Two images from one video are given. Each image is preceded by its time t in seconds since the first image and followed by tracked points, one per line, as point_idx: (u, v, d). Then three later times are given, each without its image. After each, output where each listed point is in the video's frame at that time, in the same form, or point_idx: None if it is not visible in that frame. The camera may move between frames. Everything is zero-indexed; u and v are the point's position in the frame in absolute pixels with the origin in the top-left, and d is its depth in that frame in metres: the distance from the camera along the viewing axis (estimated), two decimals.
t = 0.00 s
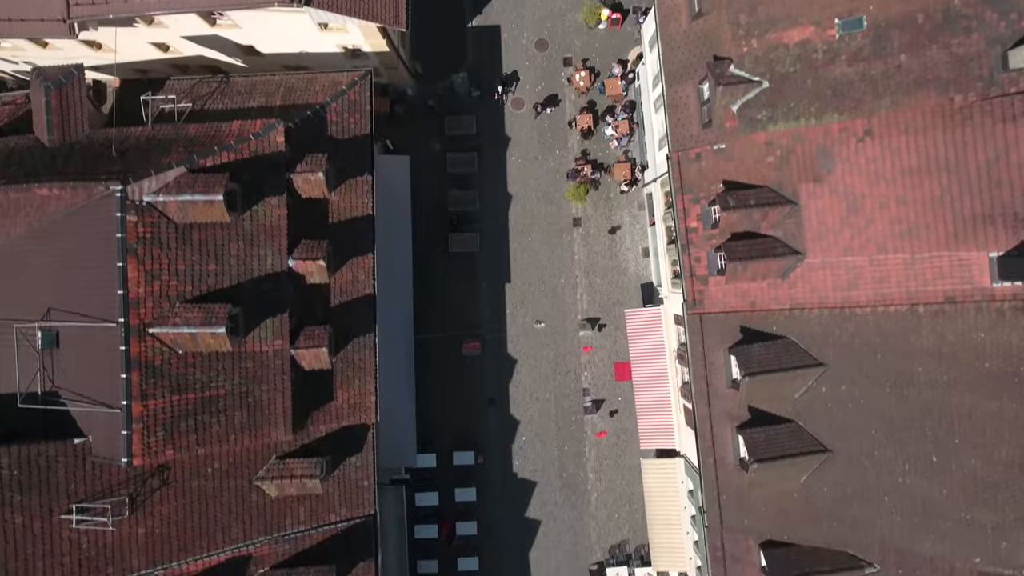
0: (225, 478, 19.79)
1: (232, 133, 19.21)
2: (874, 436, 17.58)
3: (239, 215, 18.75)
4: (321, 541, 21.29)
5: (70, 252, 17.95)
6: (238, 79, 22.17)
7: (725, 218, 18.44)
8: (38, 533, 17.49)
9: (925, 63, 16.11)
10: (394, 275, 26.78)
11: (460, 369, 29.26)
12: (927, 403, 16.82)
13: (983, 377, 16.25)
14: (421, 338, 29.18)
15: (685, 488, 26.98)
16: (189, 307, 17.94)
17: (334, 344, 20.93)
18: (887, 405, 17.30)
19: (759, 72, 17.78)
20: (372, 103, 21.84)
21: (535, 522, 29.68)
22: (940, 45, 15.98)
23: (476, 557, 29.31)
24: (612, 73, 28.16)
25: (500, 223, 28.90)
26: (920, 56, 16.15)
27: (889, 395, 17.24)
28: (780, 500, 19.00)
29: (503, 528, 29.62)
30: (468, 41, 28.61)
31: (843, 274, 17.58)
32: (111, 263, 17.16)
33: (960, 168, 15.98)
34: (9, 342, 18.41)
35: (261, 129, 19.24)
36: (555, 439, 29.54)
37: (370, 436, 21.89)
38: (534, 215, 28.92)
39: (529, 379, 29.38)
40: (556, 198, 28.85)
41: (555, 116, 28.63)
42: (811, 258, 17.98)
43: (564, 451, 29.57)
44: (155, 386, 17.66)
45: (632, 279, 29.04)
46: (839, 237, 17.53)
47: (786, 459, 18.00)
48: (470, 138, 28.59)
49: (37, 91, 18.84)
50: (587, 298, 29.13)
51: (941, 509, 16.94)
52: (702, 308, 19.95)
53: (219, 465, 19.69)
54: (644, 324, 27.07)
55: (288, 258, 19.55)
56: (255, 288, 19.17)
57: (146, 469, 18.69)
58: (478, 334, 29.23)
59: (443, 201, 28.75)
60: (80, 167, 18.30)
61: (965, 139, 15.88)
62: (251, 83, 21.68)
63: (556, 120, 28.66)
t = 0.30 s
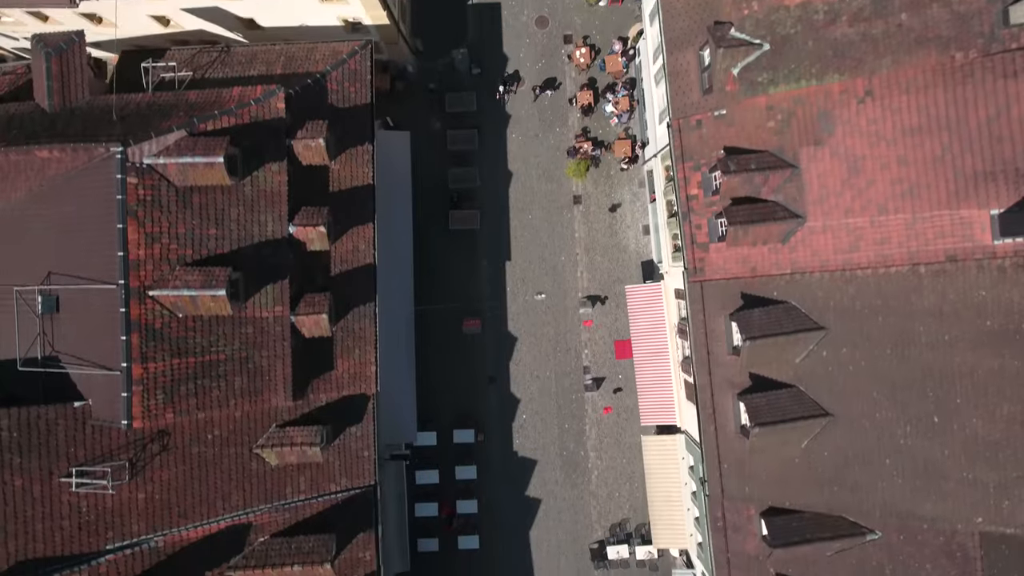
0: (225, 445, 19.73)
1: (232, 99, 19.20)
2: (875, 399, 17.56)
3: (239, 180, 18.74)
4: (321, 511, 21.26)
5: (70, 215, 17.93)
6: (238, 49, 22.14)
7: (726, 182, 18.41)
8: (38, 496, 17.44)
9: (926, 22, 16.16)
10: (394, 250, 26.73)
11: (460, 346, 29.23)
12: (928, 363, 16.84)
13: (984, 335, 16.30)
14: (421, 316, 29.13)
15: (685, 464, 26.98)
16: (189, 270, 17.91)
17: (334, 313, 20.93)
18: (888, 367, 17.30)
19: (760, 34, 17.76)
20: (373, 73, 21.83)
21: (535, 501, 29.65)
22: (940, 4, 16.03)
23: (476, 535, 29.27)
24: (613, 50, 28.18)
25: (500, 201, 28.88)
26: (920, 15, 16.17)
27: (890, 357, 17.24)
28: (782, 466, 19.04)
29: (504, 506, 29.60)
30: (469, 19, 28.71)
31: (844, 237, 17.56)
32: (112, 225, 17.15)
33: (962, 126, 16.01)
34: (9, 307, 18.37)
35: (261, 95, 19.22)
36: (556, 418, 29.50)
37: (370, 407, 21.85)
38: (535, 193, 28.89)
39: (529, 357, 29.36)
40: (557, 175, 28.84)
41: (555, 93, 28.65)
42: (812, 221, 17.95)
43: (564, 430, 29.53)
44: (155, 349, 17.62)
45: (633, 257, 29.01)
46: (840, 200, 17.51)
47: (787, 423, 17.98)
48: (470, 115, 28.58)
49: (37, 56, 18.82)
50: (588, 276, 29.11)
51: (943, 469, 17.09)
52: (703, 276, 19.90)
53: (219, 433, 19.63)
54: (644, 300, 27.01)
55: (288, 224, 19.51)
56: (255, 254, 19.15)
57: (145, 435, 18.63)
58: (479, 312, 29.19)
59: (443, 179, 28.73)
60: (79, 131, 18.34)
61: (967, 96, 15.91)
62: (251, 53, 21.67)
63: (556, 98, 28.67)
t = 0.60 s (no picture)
0: (225, 412, 19.70)
1: (233, 65, 19.23)
2: (876, 362, 17.53)
3: (239, 145, 18.75)
4: (321, 481, 21.24)
5: (71, 180, 17.94)
6: (239, 19, 22.11)
7: (726, 147, 18.45)
8: (38, 459, 17.43)
9: None
10: (394, 227, 26.77)
11: (461, 324, 29.23)
12: (929, 324, 16.82)
13: (985, 294, 16.25)
14: (421, 294, 29.15)
15: (685, 440, 26.98)
16: (189, 234, 17.89)
17: (334, 282, 20.93)
18: (889, 330, 17.28)
19: None
20: (373, 43, 21.84)
21: (535, 480, 29.62)
22: None
23: (477, 513, 29.24)
24: (613, 28, 28.22)
25: (500, 178, 28.87)
26: None
27: (891, 319, 17.23)
28: (784, 433, 19.14)
29: (504, 485, 29.60)
30: None
31: (845, 199, 17.56)
32: (112, 187, 17.16)
33: (962, 85, 16.00)
34: (10, 272, 18.37)
35: (262, 61, 19.25)
36: (556, 397, 29.48)
37: (370, 377, 21.77)
38: (535, 171, 28.89)
39: (529, 335, 29.34)
40: (557, 153, 28.85)
41: (555, 71, 28.68)
42: (812, 185, 17.96)
43: (564, 408, 29.51)
44: (155, 312, 17.61)
45: (633, 235, 28.99)
46: (840, 162, 17.50)
47: (788, 387, 18.00)
48: (471, 93, 28.60)
49: (36, 22, 18.68)
50: (588, 254, 29.09)
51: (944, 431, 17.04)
52: (703, 244, 19.95)
53: (219, 400, 19.61)
54: (645, 277, 26.99)
55: (288, 191, 19.48)
56: (256, 220, 19.15)
57: (146, 400, 18.60)
58: (478, 290, 29.18)
59: (444, 156, 28.74)
60: (79, 96, 18.36)
61: (967, 55, 15.91)
62: (251, 23, 21.69)
63: (556, 75, 28.70)
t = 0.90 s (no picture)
0: (225, 380, 19.66)
1: (233, 31, 19.30)
2: (877, 325, 17.52)
3: (239, 111, 18.77)
4: (321, 450, 21.19)
5: (71, 144, 17.93)
6: None
7: (726, 112, 18.47)
8: (37, 422, 17.39)
9: None
10: (394, 203, 26.77)
11: (461, 302, 29.21)
12: (929, 285, 16.82)
13: (986, 253, 16.23)
14: (421, 272, 29.12)
15: (685, 417, 26.95)
16: (189, 197, 17.88)
17: (334, 251, 20.92)
18: (890, 292, 17.26)
19: None
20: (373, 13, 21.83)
21: (535, 459, 29.59)
22: None
23: (477, 492, 29.23)
24: (613, 5, 28.25)
25: (501, 156, 28.86)
26: None
27: (891, 281, 17.22)
28: (784, 399, 19.19)
29: (504, 464, 29.57)
30: None
31: (846, 162, 17.55)
32: (112, 149, 17.18)
33: (962, 44, 15.97)
34: (9, 237, 18.34)
35: (262, 27, 19.33)
36: (556, 375, 29.44)
37: (370, 348, 21.74)
38: (535, 149, 28.88)
39: (529, 313, 29.31)
40: (557, 131, 28.85)
41: (555, 49, 28.72)
42: (813, 149, 17.94)
43: (564, 387, 29.47)
44: (155, 275, 17.61)
45: (633, 213, 28.97)
46: (841, 126, 17.49)
47: (788, 351, 17.98)
48: (471, 70, 28.61)
49: None
50: (588, 232, 29.07)
51: (945, 391, 17.02)
52: (704, 212, 19.95)
53: (219, 367, 19.57)
54: (645, 253, 26.96)
55: (288, 157, 19.47)
56: (256, 186, 19.14)
57: (145, 365, 18.58)
58: (479, 268, 29.16)
59: (444, 134, 28.74)
60: (78, 59, 18.31)
61: (967, 14, 15.89)
62: None
63: (557, 53, 28.74)
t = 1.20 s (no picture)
0: (224, 347, 19.63)
1: None
2: (877, 288, 17.51)
3: (239, 76, 18.81)
4: (321, 420, 21.15)
5: (72, 109, 17.96)
6: None
7: (726, 78, 18.41)
8: (37, 384, 17.38)
9: None
10: (395, 179, 26.75)
11: (460, 280, 29.20)
12: (930, 246, 16.80)
13: (986, 213, 16.21)
14: (421, 250, 29.12)
15: (685, 392, 26.94)
16: (189, 161, 17.87)
17: (334, 220, 20.91)
18: (890, 254, 17.26)
19: None
20: None
21: (535, 437, 29.57)
22: None
23: (477, 470, 29.20)
24: None
25: (501, 134, 28.87)
26: None
27: (891, 243, 17.21)
28: (784, 365, 19.22)
29: (504, 443, 29.55)
30: None
31: (846, 126, 17.55)
32: (112, 111, 17.26)
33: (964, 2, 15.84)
34: (9, 202, 18.33)
35: None
36: (556, 353, 29.42)
37: (370, 318, 21.66)
38: (535, 127, 28.89)
39: (529, 292, 29.30)
40: (557, 109, 28.86)
41: (555, 27, 28.80)
42: (812, 113, 17.95)
43: (564, 365, 29.46)
44: (155, 238, 17.64)
45: (633, 191, 28.96)
46: (841, 89, 17.46)
47: (789, 315, 17.97)
48: (471, 48, 28.67)
49: None
50: (588, 210, 29.05)
51: (946, 352, 17.03)
52: (704, 180, 19.99)
53: (219, 333, 19.55)
54: (645, 228, 26.95)
55: (288, 124, 19.48)
56: (256, 152, 19.13)
57: (145, 330, 18.57)
58: (479, 246, 29.15)
59: (444, 112, 28.75)
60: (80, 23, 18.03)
61: None
62: None
63: (557, 32, 28.80)
